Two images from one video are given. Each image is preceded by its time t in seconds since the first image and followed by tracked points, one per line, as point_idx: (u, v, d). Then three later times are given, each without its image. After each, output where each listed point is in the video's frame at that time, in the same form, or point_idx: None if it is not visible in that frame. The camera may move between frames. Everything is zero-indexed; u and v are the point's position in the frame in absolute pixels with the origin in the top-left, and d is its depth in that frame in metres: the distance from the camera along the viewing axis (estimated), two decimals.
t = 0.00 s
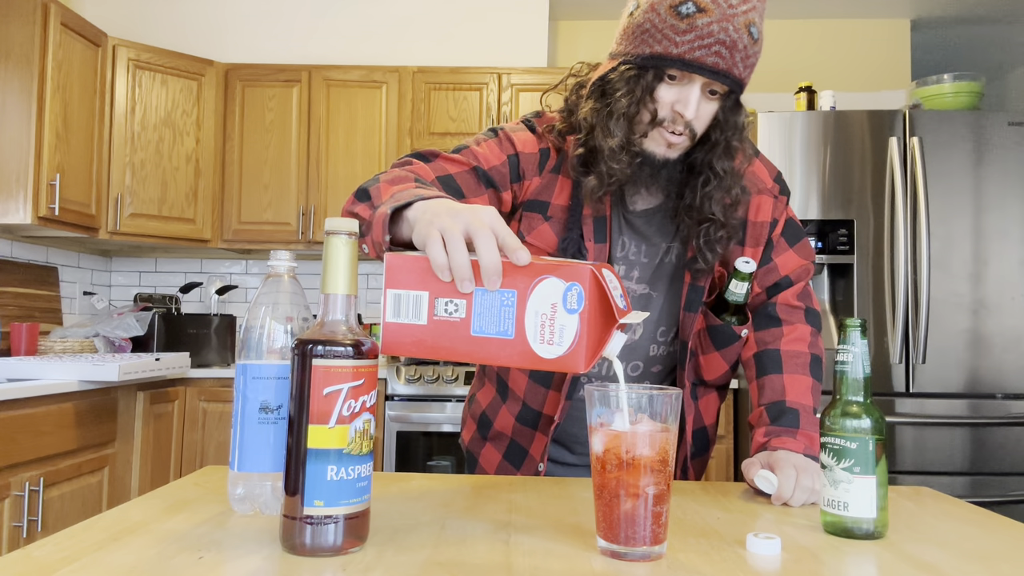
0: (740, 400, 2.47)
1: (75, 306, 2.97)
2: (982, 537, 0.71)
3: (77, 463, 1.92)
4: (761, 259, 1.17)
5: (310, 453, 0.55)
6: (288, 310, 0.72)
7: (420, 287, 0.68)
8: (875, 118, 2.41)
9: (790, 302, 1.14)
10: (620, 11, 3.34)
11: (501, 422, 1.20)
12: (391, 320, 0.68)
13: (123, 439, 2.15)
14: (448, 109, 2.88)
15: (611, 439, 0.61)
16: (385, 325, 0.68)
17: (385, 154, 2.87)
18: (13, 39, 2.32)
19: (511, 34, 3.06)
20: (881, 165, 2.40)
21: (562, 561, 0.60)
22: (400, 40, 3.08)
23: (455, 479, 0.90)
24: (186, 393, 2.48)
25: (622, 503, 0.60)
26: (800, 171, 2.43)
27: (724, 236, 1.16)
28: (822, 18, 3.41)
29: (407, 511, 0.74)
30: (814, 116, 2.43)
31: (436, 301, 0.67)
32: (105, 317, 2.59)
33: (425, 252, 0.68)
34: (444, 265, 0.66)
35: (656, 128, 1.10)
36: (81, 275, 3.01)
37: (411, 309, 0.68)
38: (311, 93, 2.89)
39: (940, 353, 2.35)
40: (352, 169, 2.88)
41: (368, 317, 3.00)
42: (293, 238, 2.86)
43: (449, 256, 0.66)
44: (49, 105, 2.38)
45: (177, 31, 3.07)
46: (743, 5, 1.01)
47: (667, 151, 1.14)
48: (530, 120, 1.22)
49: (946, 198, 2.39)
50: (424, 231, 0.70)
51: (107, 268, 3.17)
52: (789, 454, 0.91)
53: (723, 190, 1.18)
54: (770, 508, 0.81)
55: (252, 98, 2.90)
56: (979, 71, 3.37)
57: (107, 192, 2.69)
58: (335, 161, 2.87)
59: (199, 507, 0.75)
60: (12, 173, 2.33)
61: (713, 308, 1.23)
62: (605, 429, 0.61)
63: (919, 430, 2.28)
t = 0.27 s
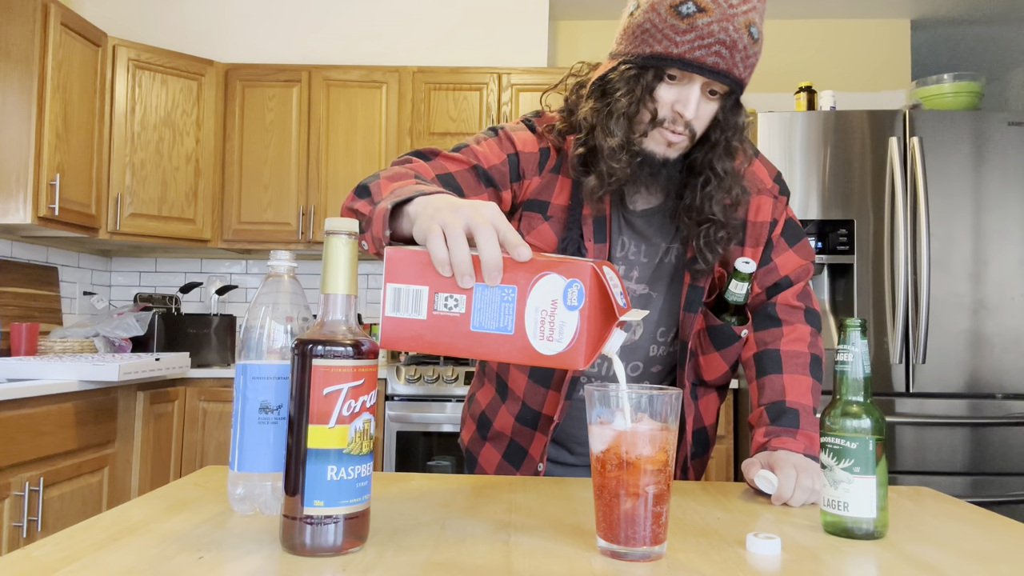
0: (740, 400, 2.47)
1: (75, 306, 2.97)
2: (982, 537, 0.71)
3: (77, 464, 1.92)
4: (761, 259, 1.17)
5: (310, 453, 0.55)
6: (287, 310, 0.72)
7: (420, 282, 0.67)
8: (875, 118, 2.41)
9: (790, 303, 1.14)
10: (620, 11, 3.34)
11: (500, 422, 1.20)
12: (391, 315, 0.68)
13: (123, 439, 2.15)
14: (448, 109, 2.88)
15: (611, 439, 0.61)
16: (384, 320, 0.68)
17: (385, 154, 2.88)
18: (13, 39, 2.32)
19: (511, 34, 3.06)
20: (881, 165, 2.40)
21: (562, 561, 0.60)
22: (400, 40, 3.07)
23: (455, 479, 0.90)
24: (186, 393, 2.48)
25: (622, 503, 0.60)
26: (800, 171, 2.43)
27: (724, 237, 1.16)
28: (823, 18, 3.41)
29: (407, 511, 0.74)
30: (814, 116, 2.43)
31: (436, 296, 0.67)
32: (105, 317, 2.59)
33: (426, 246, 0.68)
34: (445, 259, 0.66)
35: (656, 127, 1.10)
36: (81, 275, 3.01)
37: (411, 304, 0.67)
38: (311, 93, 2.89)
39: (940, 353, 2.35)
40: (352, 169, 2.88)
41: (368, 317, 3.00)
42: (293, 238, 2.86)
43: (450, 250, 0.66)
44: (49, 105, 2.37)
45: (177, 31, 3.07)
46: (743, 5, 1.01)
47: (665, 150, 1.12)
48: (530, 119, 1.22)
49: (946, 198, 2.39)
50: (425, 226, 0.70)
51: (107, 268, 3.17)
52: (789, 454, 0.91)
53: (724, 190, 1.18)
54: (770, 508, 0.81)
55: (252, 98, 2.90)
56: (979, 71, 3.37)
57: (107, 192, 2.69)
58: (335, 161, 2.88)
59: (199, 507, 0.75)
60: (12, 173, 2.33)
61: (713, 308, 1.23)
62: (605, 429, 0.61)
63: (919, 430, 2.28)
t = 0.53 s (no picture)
0: (740, 400, 2.47)
1: (76, 306, 2.97)
2: (982, 537, 0.71)
3: (77, 463, 1.92)
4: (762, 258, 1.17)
5: (310, 453, 0.55)
6: (287, 310, 0.72)
7: (423, 275, 0.67)
8: (875, 118, 2.41)
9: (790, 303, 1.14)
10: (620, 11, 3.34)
11: (500, 422, 1.20)
12: (394, 307, 0.67)
13: (123, 439, 2.15)
14: (448, 109, 2.88)
15: (612, 439, 0.61)
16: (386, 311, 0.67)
17: (385, 154, 2.88)
18: (13, 39, 2.32)
19: (511, 34, 3.06)
20: (881, 165, 2.40)
21: (562, 561, 0.60)
22: (400, 40, 3.07)
23: (455, 479, 0.90)
24: (186, 393, 2.48)
25: (622, 502, 0.60)
26: (801, 171, 2.43)
27: (724, 236, 1.16)
28: (823, 18, 3.41)
29: (407, 511, 0.74)
30: (814, 116, 2.43)
31: (439, 290, 0.67)
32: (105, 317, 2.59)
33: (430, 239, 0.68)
34: (449, 253, 0.66)
35: (655, 126, 1.09)
36: (81, 275, 3.01)
37: (413, 297, 0.67)
38: (311, 93, 2.89)
39: (940, 353, 2.35)
40: (352, 169, 2.88)
41: (368, 317, 3.00)
42: (293, 238, 2.86)
43: (454, 244, 0.66)
44: (49, 105, 2.38)
45: (177, 31, 3.07)
46: (743, 4, 1.01)
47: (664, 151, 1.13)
48: (530, 119, 1.22)
49: (946, 198, 2.39)
50: (430, 219, 0.70)
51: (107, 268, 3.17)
52: (789, 454, 0.91)
53: (723, 190, 1.18)
54: (770, 508, 0.81)
55: (252, 98, 2.90)
56: (979, 71, 3.36)
57: (108, 192, 2.69)
58: (335, 161, 2.88)
59: (199, 507, 0.74)
60: (12, 173, 2.33)
61: (713, 308, 1.23)
62: (606, 429, 0.61)
63: (919, 430, 2.28)
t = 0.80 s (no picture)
0: (740, 400, 2.47)
1: (76, 306, 2.97)
2: (982, 537, 0.71)
3: (77, 463, 1.92)
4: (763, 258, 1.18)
5: (310, 453, 0.55)
6: (287, 310, 0.72)
7: (427, 269, 0.67)
8: (875, 118, 2.41)
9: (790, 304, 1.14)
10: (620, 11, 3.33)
11: (501, 422, 1.20)
12: (397, 302, 0.67)
13: (123, 439, 2.15)
14: (448, 109, 2.88)
15: (611, 438, 0.61)
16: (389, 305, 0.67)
17: (385, 154, 2.87)
18: (13, 39, 2.32)
19: (511, 33, 3.06)
20: (881, 165, 2.40)
21: (562, 560, 0.60)
22: (400, 40, 3.07)
23: (455, 479, 0.90)
24: (186, 393, 2.48)
25: (622, 501, 0.60)
26: (800, 171, 2.43)
27: (725, 236, 1.16)
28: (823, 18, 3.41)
29: (407, 511, 0.74)
30: (814, 116, 2.43)
31: (443, 284, 0.66)
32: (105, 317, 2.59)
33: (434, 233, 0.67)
34: (454, 246, 0.66)
35: (657, 126, 1.10)
36: (81, 275, 3.01)
37: (418, 291, 0.66)
38: (311, 93, 2.89)
39: (940, 353, 2.35)
40: (352, 169, 2.88)
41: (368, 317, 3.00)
42: (293, 238, 2.86)
43: (459, 238, 0.66)
44: (49, 105, 2.37)
45: (177, 31, 3.07)
46: (745, 3, 1.01)
47: (665, 151, 1.13)
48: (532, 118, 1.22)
49: (946, 198, 2.39)
50: (434, 214, 0.70)
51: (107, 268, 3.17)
52: (789, 454, 0.91)
53: (725, 189, 1.18)
54: (771, 508, 0.81)
55: (252, 98, 2.90)
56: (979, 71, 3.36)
57: (108, 192, 2.69)
58: (335, 161, 2.88)
59: (200, 507, 0.74)
60: (12, 173, 2.33)
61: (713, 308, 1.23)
62: (606, 428, 0.61)
63: (919, 430, 2.28)
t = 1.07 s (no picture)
0: (740, 400, 2.47)
1: (75, 306, 2.97)
2: (982, 537, 0.71)
3: (77, 463, 1.92)
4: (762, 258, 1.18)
5: (310, 453, 0.55)
6: (288, 310, 0.72)
7: (420, 260, 0.67)
8: (875, 117, 2.41)
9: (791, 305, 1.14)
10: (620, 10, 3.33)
11: (501, 421, 1.20)
12: (390, 291, 0.67)
13: (123, 439, 2.15)
14: (448, 109, 2.88)
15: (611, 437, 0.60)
16: (382, 294, 0.67)
17: (385, 153, 2.87)
18: (13, 39, 2.32)
19: (510, 33, 3.06)
20: (881, 164, 2.40)
21: (562, 560, 0.60)
22: (400, 40, 3.07)
23: (455, 479, 0.90)
24: (186, 393, 2.48)
25: (622, 500, 0.60)
26: (801, 171, 2.43)
27: (725, 234, 1.16)
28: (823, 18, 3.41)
29: (407, 511, 0.74)
30: (814, 116, 2.43)
31: (436, 274, 0.67)
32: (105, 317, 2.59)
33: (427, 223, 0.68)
34: (447, 237, 0.66)
35: (656, 124, 1.10)
36: (81, 275, 3.01)
37: (410, 281, 0.67)
38: (311, 93, 2.89)
39: (940, 353, 2.35)
40: (352, 168, 2.88)
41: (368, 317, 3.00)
42: (293, 238, 2.86)
43: (452, 227, 0.66)
44: (49, 105, 2.37)
45: (177, 31, 3.07)
46: (743, 2, 1.01)
47: (666, 148, 1.13)
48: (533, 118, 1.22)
49: (946, 198, 2.39)
50: (428, 204, 0.70)
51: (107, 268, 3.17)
52: (789, 454, 0.91)
53: (724, 188, 1.19)
54: (771, 508, 0.81)
55: (252, 98, 2.90)
56: (979, 71, 3.36)
57: (108, 192, 2.69)
58: (335, 161, 2.88)
59: (200, 507, 0.74)
60: (12, 173, 2.33)
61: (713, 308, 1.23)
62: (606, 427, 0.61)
63: (919, 430, 2.28)
